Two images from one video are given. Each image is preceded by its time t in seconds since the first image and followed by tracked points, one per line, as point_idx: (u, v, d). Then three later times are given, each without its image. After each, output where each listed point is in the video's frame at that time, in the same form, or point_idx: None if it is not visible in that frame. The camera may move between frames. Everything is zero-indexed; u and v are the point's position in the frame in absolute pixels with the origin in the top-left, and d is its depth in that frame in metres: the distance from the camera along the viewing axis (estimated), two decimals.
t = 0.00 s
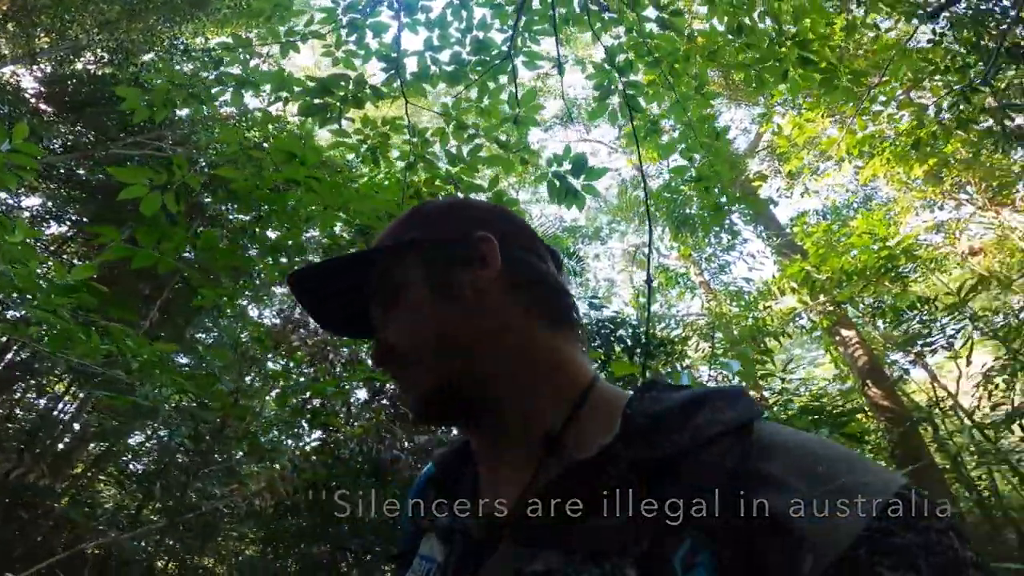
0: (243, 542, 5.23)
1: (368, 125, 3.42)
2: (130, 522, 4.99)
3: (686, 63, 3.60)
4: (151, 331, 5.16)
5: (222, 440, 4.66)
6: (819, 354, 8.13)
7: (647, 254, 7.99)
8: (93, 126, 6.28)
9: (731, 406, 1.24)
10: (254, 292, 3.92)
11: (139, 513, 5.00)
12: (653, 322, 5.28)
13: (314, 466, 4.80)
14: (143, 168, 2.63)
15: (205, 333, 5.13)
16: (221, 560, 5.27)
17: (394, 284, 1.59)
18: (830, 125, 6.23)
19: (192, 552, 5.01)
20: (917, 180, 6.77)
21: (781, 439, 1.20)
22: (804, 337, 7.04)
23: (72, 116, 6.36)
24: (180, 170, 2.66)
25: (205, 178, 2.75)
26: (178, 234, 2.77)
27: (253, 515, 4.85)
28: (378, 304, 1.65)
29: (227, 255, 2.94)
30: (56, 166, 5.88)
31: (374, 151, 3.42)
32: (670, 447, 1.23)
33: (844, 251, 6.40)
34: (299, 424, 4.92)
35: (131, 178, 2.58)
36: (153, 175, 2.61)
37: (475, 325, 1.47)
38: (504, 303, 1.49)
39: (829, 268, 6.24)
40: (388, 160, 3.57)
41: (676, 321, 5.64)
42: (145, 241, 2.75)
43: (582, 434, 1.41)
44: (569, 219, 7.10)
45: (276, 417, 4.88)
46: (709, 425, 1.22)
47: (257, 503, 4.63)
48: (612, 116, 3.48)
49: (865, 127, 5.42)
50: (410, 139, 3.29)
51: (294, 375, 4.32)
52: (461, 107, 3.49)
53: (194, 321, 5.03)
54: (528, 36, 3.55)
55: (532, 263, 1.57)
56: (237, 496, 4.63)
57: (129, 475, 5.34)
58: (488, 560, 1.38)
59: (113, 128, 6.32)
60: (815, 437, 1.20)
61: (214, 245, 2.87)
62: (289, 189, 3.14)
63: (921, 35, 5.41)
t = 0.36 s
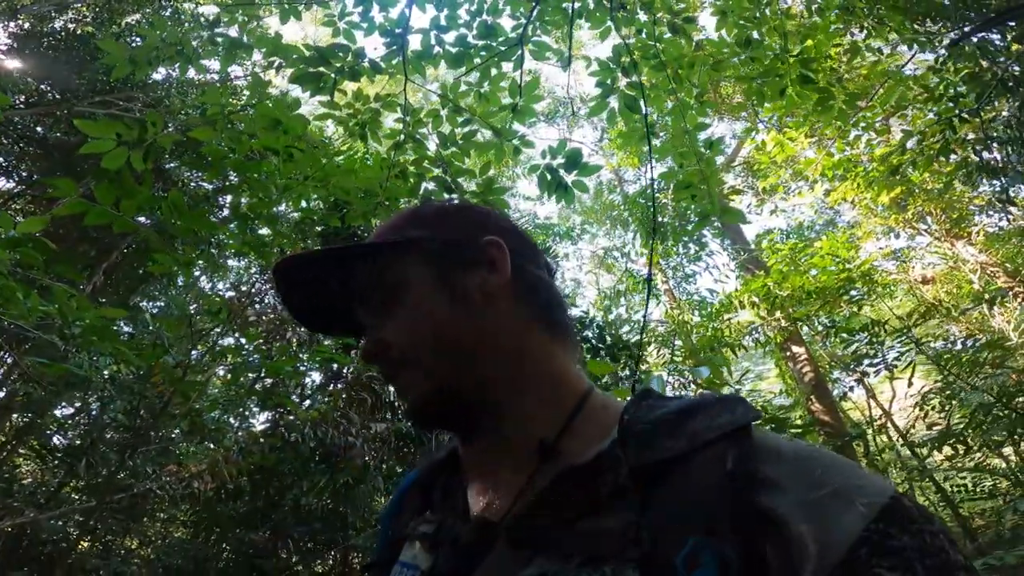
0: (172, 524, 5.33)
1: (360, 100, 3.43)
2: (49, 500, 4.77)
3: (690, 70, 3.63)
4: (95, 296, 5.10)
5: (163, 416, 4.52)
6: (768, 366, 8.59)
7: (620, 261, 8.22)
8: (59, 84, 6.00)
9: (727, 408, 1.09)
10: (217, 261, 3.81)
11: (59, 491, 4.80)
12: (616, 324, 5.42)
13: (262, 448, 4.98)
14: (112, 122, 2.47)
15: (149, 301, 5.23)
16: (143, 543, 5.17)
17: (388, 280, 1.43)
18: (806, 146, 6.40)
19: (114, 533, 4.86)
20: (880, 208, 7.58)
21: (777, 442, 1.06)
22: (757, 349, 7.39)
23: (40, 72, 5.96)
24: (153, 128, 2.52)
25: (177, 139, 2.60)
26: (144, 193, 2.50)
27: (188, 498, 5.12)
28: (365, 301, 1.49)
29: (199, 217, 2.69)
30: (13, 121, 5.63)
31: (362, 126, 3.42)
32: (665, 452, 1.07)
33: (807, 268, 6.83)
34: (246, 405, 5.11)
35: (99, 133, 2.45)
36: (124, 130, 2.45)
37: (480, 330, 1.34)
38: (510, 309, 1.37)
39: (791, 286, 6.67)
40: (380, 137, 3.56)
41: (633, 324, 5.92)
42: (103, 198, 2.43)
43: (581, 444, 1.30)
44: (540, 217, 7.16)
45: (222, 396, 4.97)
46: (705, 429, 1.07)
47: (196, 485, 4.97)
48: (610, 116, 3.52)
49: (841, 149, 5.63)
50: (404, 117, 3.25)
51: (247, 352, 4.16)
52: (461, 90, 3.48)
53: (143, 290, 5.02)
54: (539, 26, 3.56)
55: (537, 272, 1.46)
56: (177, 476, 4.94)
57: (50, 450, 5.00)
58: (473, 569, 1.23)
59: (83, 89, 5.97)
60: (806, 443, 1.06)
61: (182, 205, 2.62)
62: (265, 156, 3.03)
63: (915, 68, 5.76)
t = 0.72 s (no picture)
0: (168, 521, 5.32)
1: (369, 92, 3.41)
2: (45, 496, 4.73)
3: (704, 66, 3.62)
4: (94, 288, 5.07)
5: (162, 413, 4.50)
6: (769, 367, 8.58)
7: (624, 261, 8.24)
8: (63, 77, 5.97)
9: (703, 423, 1.10)
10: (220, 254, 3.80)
11: (55, 486, 4.78)
12: (620, 321, 5.42)
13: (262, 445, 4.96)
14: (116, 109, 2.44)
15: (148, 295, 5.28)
16: (140, 539, 5.08)
17: (382, 275, 1.37)
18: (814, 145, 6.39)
19: (109, 530, 4.81)
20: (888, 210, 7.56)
21: (747, 457, 1.07)
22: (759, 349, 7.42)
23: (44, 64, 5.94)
24: (158, 116, 2.50)
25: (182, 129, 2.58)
26: (147, 184, 2.47)
27: (186, 494, 5.10)
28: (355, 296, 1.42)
29: (202, 207, 2.61)
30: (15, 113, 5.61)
31: (369, 119, 3.43)
32: (640, 465, 1.08)
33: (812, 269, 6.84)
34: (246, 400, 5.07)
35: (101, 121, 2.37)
36: (128, 119, 2.43)
37: (472, 333, 1.29)
38: (503, 320, 1.32)
39: (797, 287, 6.66)
40: (389, 129, 3.56)
41: (637, 325, 5.80)
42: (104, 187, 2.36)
43: (560, 459, 1.26)
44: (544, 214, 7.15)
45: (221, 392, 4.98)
46: (680, 443, 1.08)
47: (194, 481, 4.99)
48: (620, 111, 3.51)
49: (850, 149, 5.63)
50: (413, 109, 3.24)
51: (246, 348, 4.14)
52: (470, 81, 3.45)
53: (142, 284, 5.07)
54: (553, 19, 3.53)
55: (529, 288, 1.42)
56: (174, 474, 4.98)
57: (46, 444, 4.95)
58: None
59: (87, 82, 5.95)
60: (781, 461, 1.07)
61: (186, 194, 2.54)
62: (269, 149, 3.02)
63: (924, 69, 5.78)
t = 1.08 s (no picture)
0: (160, 516, 5.28)
1: (378, 85, 3.42)
2: (37, 490, 4.66)
3: (716, 65, 3.61)
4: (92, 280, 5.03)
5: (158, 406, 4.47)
6: (766, 370, 8.63)
7: (625, 262, 8.30)
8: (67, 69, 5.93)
9: (685, 419, 1.07)
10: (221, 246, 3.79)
11: (47, 481, 4.70)
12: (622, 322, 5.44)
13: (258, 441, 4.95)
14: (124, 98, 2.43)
15: (148, 289, 5.29)
16: (131, 535, 5.11)
17: (367, 269, 1.30)
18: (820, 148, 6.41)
19: (101, 525, 4.79)
20: (892, 214, 7.56)
21: (730, 453, 1.04)
22: (759, 353, 7.46)
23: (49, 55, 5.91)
24: (165, 106, 2.49)
25: (189, 119, 2.58)
26: (155, 173, 2.45)
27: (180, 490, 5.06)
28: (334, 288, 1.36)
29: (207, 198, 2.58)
30: (18, 104, 5.57)
31: (376, 112, 3.41)
32: (623, 460, 1.04)
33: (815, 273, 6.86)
34: (243, 395, 5.06)
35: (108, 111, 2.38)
36: (137, 108, 2.41)
37: (460, 331, 1.24)
38: (489, 315, 1.28)
39: (799, 291, 6.70)
40: (397, 124, 3.56)
41: (637, 325, 5.98)
42: (108, 177, 2.33)
43: (546, 455, 1.23)
44: (547, 213, 7.17)
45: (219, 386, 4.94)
46: (662, 438, 1.04)
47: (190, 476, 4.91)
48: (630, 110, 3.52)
49: (857, 154, 5.65)
50: (421, 104, 3.25)
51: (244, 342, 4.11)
52: (481, 75, 3.44)
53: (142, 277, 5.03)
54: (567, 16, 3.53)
55: (514, 283, 1.38)
56: (169, 471, 4.84)
57: (40, 438, 4.90)
58: None
59: (92, 74, 5.92)
60: (764, 455, 1.05)
61: (191, 183, 2.50)
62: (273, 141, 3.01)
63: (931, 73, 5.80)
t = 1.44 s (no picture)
0: (148, 513, 5.27)
1: (379, 87, 3.41)
2: (23, 484, 4.70)
3: (718, 74, 3.62)
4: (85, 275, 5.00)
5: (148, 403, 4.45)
6: (757, 377, 8.68)
7: (621, 266, 8.41)
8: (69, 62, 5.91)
9: (691, 435, 1.08)
10: (216, 243, 3.79)
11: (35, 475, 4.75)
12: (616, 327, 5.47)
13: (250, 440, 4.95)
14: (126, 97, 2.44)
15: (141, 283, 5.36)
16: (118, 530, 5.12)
17: (356, 292, 1.28)
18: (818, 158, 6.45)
19: (87, 521, 4.79)
20: (887, 225, 7.62)
21: (738, 465, 1.06)
22: (751, 360, 7.50)
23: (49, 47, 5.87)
24: (165, 105, 2.49)
25: (188, 118, 2.57)
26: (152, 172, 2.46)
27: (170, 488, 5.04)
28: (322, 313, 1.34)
29: (202, 198, 2.63)
30: (16, 96, 5.53)
31: (377, 114, 3.42)
32: (630, 478, 1.05)
33: (808, 282, 6.91)
34: (235, 393, 5.05)
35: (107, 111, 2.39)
36: (137, 107, 2.42)
37: (452, 355, 1.22)
38: (481, 333, 1.26)
39: (793, 299, 6.75)
40: (396, 126, 3.56)
41: (632, 330, 6.24)
42: (103, 174, 2.34)
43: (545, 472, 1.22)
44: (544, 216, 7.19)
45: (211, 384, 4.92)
46: (669, 455, 1.05)
47: (180, 474, 4.90)
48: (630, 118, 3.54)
49: (854, 164, 5.68)
50: (422, 108, 3.25)
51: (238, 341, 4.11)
52: (482, 80, 3.45)
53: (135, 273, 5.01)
54: (570, 22, 3.54)
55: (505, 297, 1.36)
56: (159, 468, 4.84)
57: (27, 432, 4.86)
58: None
59: (93, 67, 5.89)
60: (769, 465, 1.07)
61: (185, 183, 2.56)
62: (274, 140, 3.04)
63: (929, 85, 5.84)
